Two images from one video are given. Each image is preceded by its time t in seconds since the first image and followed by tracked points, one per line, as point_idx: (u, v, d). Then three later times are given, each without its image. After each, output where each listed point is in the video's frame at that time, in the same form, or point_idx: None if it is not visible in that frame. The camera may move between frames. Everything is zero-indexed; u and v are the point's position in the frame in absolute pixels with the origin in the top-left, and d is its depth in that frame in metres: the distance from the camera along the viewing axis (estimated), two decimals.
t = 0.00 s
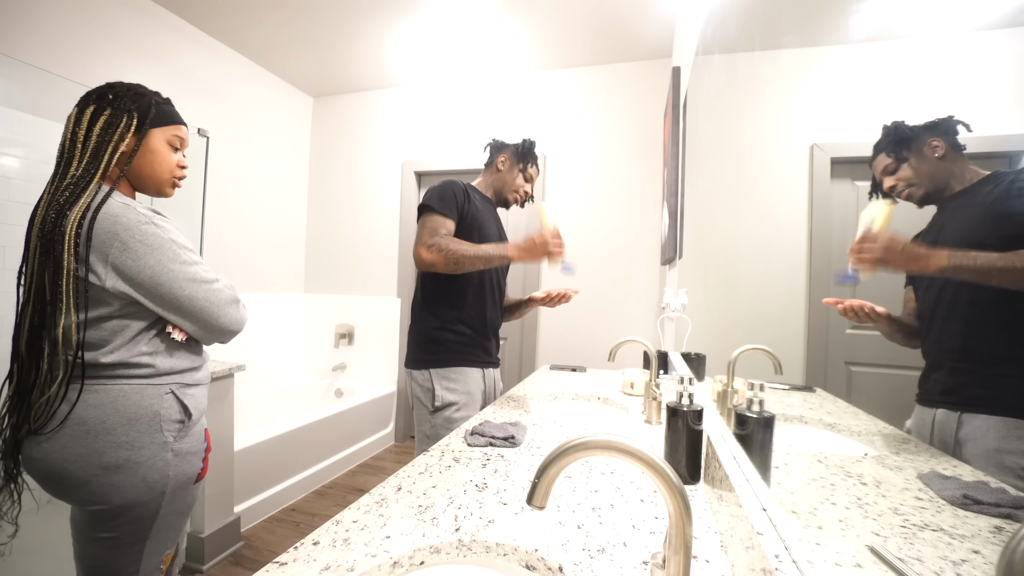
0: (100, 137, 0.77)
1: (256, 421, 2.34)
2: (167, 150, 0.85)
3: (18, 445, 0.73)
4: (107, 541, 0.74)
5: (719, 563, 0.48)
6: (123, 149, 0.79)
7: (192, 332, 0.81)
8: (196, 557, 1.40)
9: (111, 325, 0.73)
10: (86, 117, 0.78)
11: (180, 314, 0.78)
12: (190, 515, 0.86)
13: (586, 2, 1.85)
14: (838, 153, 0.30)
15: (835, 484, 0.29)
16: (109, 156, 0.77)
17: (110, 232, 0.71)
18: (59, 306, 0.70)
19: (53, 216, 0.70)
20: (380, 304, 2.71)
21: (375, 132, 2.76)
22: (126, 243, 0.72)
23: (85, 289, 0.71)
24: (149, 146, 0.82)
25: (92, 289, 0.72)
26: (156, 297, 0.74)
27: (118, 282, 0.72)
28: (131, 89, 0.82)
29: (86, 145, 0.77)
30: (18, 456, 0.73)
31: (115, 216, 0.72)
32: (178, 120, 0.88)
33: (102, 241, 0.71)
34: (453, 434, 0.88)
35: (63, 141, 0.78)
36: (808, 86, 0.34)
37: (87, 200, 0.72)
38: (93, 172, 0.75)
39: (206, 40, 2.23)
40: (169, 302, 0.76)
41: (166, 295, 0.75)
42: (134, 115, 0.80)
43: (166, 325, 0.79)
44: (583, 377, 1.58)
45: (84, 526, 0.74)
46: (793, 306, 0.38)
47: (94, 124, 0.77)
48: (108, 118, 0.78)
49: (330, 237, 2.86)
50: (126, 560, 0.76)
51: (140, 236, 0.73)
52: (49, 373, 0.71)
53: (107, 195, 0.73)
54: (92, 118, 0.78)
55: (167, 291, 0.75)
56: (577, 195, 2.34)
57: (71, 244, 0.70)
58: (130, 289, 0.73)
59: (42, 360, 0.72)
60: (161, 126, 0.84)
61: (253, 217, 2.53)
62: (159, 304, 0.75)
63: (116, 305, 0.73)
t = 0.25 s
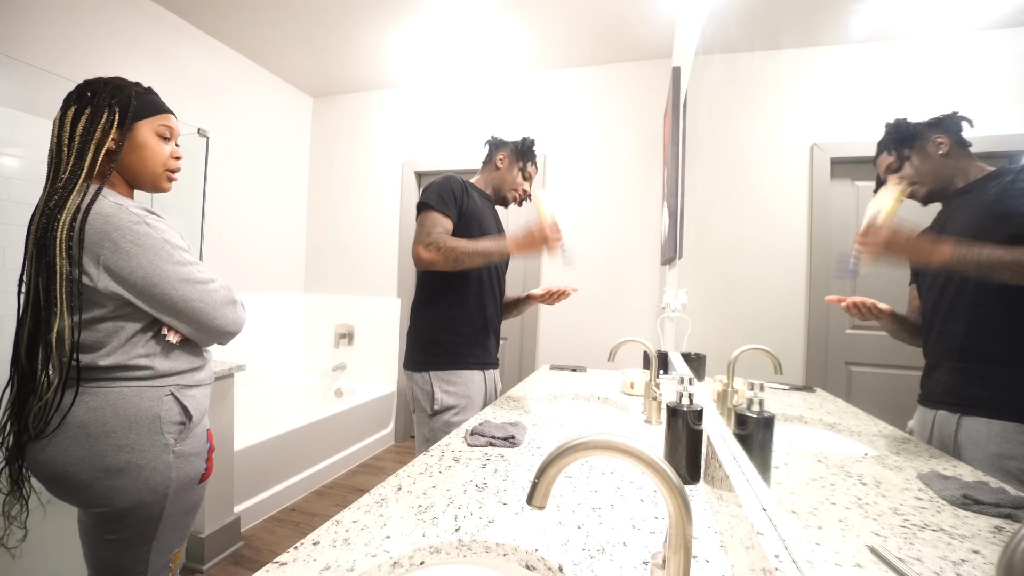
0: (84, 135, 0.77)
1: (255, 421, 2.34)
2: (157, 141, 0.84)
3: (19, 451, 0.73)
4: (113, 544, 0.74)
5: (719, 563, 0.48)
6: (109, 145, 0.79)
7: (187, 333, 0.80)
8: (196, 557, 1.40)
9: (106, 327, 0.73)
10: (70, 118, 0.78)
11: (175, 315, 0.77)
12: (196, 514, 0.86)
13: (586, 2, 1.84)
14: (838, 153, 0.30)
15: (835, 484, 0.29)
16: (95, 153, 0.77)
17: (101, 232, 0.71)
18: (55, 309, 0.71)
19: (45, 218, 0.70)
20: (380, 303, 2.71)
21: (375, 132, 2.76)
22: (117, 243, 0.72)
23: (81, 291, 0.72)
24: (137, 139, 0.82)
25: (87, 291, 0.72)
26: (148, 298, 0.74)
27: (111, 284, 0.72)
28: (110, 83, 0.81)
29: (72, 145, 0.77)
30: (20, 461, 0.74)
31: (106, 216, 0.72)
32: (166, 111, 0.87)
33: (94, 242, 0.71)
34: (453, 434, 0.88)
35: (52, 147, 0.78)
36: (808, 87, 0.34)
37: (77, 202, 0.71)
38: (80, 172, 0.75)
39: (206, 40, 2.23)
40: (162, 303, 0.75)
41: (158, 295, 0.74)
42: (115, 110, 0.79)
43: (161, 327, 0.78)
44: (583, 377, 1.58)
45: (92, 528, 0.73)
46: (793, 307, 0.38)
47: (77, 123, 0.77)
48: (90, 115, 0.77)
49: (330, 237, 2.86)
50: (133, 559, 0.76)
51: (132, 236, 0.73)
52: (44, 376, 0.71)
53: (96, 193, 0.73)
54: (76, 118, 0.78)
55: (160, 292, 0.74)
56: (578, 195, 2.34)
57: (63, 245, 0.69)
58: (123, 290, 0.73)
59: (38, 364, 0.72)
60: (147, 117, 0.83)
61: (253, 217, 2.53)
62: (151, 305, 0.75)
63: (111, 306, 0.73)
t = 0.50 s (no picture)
0: (82, 133, 0.76)
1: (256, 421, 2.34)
2: (156, 141, 0.84)
3: (15, 450, 0.73)
4: (104, 545, 0.74)
5: (719, 563, 0.48)
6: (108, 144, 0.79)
7: (185, 333, 0.80)
8: (196, 557, 1.40)
9: (103, 327, 0.73)
10: (69, 117, 0.78)
11: (172, 315, 0.77)
12: (189, 518, 0.86)
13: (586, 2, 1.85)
14: (838, 153, 0.30)
15: (835, 484, 0.29)
16: (93, 152, 0.77)
17: (98, 232, 0.71)
18: (51, 310, 0.71)
19: (41, 219, 0.70)
20: (380, 303, 2.71)
21: (375, 132, 2.76)
22: (114, 243, 0.72)
23: (78, 293, 0.72)
24: (137, 139, 0.82)
25: (85, 291, 0.72)
26: (145, 298, 0.74)
27: (108, 284, 0.72)
28: (109, 82, 0.81)
29: (71, 144, 0.77)
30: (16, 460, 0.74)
31: (103, 215, 0.72)
32: (165, 111, 0.87)
33: (91, 242, 0.71)
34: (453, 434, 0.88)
35: (51, 146, 0.78)
36: (807, 88, 0.34)
37: (72, 204, 0.71)
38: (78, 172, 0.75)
39: (206, 40, 2.23)
40: (159, 303, 0.75)
41: (155, 296, 0.74)
42: (114, 109, 0.79)
43: (160, 328, 0.78)
44: (583, 377, 1.58)
45: (83, 530, 0.74)
46: (793, 307, 0.38)
47: (76, 122, 0.77)
48: (88, 114, 0.77)
49: (330, 237, 2.86)
50: (122, 564, 0.76)
51: (129, 236, 0.73)
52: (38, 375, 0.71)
53: (95, 193, 0.73)
54: (74, 118, 0.78)
55: (158, 292, 0.74)
56: (577, 195, 2.34)
57: (59, 247, 0.70)
58: (121, 290, 0.73)
59: (31, 366, 0.72)
60: (146, 117, 0.83)
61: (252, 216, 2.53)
62: (148, 306, 0.75)
63: (109, 306, 0.73)
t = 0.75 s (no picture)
0: (59, 133, 0.75)
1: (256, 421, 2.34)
2: (141, 135, 0.84)
3: None
4: (91, 551, 0.74)
5: (719, 563, 0.48)
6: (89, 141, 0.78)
7: (175, 331, 0.81)
8: (196, 557, 1.40)
9: (90, 326, 0.73)
10: (45, 115, 0.76)
11: (163, 313, 0.78)
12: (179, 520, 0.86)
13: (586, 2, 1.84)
14: (838, 153, 0.30)
15: (835, 484, 0.29)
16: (72, 150, 0.75)
17: (89, 228, 0.71)
18: (33, 309, 0.70)
19: (24, 216, 0.69)
20: (380, 303, 2.71)
21: (375, 132, 2.76)
22: (105, 238, 0.71)
23: (65, 290, 0.71)
24: (122, 135, 0.82)
25: (72, 288, 0.72)
26: (137, 294, 0.74)
27: (98, 280, 0.72)
28: (84, 78, 0.80)
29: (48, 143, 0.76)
30: None
31: (93, 210, 0.72)
32: (145, 105, 0.86)
33: (80, 237, 0.71)
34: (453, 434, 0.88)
35: (30, 146, 0.77)
36: (806, 87, 0.34)
37: (54, 202, 0.70)
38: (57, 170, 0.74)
39: (206, 40, 2.23)
40: (150, 300, 0.76)
41: (147, 292, 0.75)
42: (92, 106, 0.79)
43: (150, 325, 0.79)
44: (583, 377, 1.58)
45: (68, 535, 0.74)
46: (794, 307, 0.38)
47: (53, 120, 0.76)
48: (65, 112, 0.76)
49: (330, 237, 2.86)
50: (111, 566, 0.76)
51: (121, 232, 0.73)
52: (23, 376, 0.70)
53: (77, 189, 0.72)
54: (50, 117, 0.76)
55: (149, 289, 0.75)
56: (577, 195, 2.34)
57: (41, 244, 0.69)
58: (111, 287, 0.73)
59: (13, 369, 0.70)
60: (126, 112, 0.83)
61: (252, 216, 2.53)
62: (139, 302, 0.75)
63: (97, 302, 0.73)
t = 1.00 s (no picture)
0: (58, 133, 0.75)
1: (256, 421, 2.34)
2: (140, 135, 0.84)
3: None
4: (93, 551, 0.74)
5: (719, 563, 0.48)
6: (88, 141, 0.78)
7: (176, 332, 0.81)
8: (196, 557, 1.40)
9: (91, 327, 0.73)
10: (43, 116, 0.76)
11: (164, 313, 0.78)
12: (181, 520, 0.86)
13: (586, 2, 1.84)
14: (838, 153, 0.30)
15: (835, 484, 0.29)
16: (72, 150, 0.76)
17: (89, 229, 0.71)
18: (33, 310, 0.70)
19: (24, 217, 0.69)
20: (380, 303, 2.71)
21: (375, 132, 2.76)
22: (105, 239, 0.71)
23: (66, 291, 0.72)
24: (121, 135, 0.82)
25: (72, 288, 0.72)
26: (137, 295, 0.74)
27: (99, 281, 0.72)
28: (82, 78, 0.80)
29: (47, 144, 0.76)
30: None
31: (92, 211, 0.72)
32: (144, 103, 0.86)
33: (80, 238, 0.71)
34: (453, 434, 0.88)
35: (30, 147, 0.77)
36: (806, 87, 0.34)
37: (53, 202, 0.70)
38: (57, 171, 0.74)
39: (206, 40, 2.23)
40: (150, 300, 0.76)
41: (147, 292, 0.75)
42: (90, 105, 0.78)
43: (150, 326, 0.79)
44: (583, 377, 1.58)
45: (70, 535, 0.74)
46: (794, 307, 0.38)
47: (52, 121, 0.76)
48: (63, 112, 0.76)
49: (330, 236, 2.86)
50: (112, 566, 0.76)
51: (121, 233, 0.73)
52: (23, 376, 0.70)
53: (77, 189, 0.72)
54: (49, 118, 0.76)
55: (149, 290, 0.75)
56: (577, 195, 2.34)
57: (41, 244, 0.69)
58: (111, 288, 0.73)
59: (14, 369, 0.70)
60: (125, 111, 0.83)
61: (252, 216, 2.53)
62: (139, 303, 0.75)
63: (97, 303, 0.73)
